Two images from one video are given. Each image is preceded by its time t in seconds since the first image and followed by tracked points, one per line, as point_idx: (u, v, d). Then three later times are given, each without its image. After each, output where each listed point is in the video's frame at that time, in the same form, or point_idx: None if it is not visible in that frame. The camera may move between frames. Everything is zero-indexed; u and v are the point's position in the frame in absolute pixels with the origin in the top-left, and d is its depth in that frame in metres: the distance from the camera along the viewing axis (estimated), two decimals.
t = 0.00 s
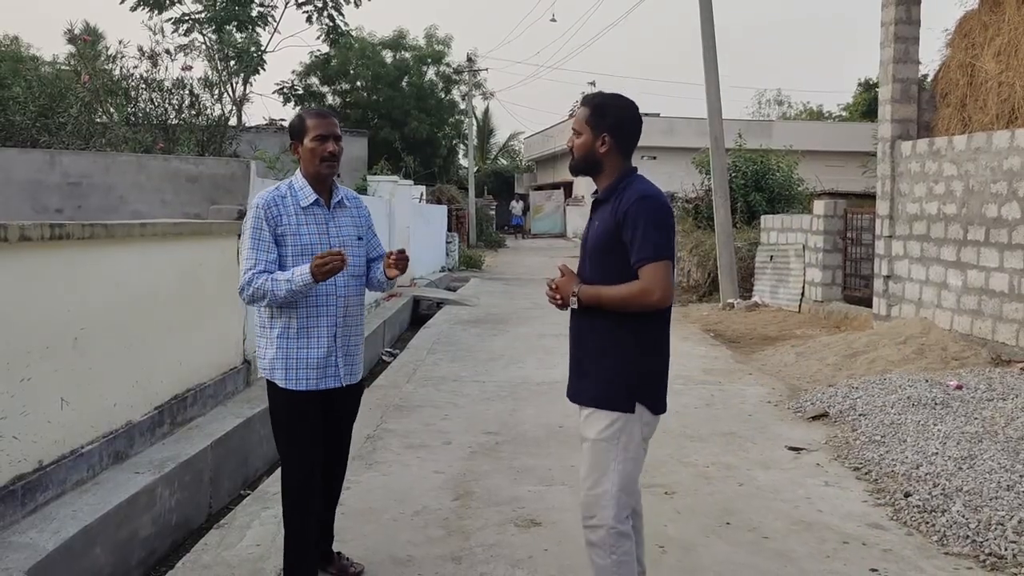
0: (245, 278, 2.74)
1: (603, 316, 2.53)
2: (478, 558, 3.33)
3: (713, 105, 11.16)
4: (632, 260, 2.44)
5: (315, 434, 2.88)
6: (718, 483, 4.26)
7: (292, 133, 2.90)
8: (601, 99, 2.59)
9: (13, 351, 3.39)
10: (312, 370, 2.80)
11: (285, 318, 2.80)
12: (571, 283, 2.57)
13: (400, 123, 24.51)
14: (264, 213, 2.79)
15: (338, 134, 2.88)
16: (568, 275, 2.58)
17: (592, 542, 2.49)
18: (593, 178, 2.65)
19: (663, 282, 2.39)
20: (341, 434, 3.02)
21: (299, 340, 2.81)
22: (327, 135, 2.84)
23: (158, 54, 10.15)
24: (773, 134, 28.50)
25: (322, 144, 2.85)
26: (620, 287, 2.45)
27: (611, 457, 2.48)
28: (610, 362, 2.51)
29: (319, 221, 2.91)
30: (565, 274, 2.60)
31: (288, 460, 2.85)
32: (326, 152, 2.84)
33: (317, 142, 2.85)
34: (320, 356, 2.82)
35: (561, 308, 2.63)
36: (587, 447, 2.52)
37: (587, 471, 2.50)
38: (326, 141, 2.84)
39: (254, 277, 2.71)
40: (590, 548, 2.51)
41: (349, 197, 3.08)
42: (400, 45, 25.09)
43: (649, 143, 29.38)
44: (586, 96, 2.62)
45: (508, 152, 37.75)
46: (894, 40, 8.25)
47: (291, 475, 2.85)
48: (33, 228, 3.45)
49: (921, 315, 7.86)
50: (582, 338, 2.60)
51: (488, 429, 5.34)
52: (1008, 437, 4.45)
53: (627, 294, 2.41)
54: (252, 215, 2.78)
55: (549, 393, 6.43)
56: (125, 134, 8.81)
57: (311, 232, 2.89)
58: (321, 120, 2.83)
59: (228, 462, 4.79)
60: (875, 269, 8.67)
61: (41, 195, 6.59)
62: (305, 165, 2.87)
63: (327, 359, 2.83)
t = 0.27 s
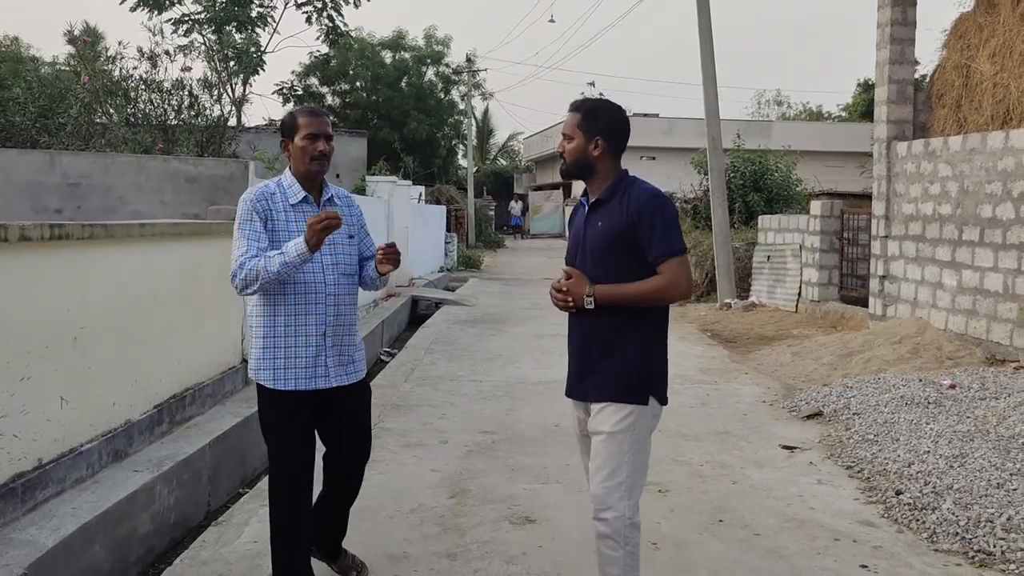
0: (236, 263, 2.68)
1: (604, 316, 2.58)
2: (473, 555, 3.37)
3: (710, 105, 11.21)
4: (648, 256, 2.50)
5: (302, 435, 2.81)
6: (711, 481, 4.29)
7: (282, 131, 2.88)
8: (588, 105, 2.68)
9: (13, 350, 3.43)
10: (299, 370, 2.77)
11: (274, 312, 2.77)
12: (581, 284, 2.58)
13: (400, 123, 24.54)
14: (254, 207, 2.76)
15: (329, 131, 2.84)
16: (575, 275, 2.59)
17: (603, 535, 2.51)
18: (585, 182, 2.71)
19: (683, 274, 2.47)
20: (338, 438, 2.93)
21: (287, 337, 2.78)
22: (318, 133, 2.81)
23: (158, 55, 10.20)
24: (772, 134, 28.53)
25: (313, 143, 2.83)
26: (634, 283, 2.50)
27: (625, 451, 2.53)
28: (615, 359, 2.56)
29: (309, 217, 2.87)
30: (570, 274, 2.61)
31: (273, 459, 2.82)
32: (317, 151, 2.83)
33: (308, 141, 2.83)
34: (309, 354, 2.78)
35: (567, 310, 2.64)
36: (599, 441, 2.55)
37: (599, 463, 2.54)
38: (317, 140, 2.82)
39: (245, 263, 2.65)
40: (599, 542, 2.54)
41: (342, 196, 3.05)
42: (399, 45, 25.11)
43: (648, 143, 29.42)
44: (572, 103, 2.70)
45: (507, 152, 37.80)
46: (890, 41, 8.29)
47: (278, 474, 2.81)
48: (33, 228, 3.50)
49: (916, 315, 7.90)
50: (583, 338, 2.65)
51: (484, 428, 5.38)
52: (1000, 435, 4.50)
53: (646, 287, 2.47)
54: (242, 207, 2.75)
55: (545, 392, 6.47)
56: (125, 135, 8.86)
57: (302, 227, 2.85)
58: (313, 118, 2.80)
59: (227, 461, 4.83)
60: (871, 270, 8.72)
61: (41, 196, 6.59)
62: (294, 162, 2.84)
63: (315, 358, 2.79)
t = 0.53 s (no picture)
0: (249, 246, 2.66)
1: (607, 316, 2.62)
2: (469, 551, 3.42)
3: (708, 106, 11.25)
4: (659, 256, 2.55)
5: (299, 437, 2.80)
6: (706, 479, 4.34)
7: (281, 133, 2.83)
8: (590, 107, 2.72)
9: (15, 348, 3.48)
10: (294, 367, 2.72)
11: (276, 305, 2.74)
12: (593, 284, 2.59)
13: (399, 123, 24.59)
14: (258, 203, 2.76)
15: (329, 133, 2.78)
16: (584, 274, 2.60)
17: (649, 534, 2.56)
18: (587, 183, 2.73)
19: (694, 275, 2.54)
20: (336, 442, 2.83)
21: (285, 332, 2.73)
22: (317, 134, 2.75)
23: (158, 55, 10.25)
24: (771, 135, 28.57)
25: (312, 144, 2.77)
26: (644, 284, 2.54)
27: (656, 449, 2.56)
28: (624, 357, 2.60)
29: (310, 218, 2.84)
30: (578, 273, 2.61)
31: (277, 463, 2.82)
32: (316, 152, 2.77)
33: (306, 142, 2.77)
34: (303, 352, 2.72)
35: (573, 309, 2.64)
36: (627, 444, 2.57)
37: (632, 467, 2.56)
38: (316, 141, 2.77)
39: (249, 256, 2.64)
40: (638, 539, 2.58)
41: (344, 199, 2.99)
42: (399, 46, 25.16)
43: (647, 143, 29.46)
44: (574, 105, 2.74)
45: (507, 152, 37.85)
46: (886, 42, 8.33)
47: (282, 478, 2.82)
48: (35, 229, 3.54)
49: (912, 315, 7.95)
50: (586, 340, 2.67)
51: (482, 427, 5.43)
52: (991, 433, 4.55)
53: (660, 286, 2.51)
54: (246, 203, 2.76)
55: (543, 391, 6.52)
56: (125, 135, 8.91)
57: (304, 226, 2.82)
58: (313, 120, 2.74)
59: (226, 458, 4.87)
60: (868, 269, 8.76)
61: (41, 197, 6.64)
62: (295, 163, 2.81)
63: (311, 357, 2.73)
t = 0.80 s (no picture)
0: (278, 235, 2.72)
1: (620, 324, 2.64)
2: (470, 547, 3.47)
3: (708, 107, 11.29)
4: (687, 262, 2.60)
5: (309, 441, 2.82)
6: (705, 477, 4.39)
7: (304, 136, 2.91)
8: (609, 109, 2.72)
9: (21, 347, 3.52)
10: (301, 368, 2.75)
11: (292, 302, 2.79)
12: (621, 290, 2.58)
13: (400, 124, 24.62)
14: (280, 202, 2.82)
15: (348, 135, 2.85)
16: (610, 278, 2.59)
17: (670, 536, 2.60)
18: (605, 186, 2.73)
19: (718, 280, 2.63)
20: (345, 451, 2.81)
21: (297, 334, 2.77)
22: (337, 136, 2.81)
23: (160, 57, 10.30)
24: (771, 135, 28.60)
25: (333, 145, 2.83)
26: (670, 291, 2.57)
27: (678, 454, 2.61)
28: (643, 361, 2.63)
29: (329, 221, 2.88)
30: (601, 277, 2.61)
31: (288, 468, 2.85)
32: (337, 153, 2.83)
33: (328, 144, 2.82)
34: (312, 356, 2.75)
35: (596, 314, 2.64)
36: (649, 448, 2.60)
37: (656, 472, 2.59)
38: (337, 142, 2.82)
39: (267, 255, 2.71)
40: (656, 540, 2.63)
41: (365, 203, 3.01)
42: (400, 46, 25.19)
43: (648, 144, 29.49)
44: (593, 106, 2.73)
45: (507, 153, 37.89)
46: (885, 43, 8.38)
47: (295, 482, 2.86)
48: (42, 230, 3.59)
49: (911, 315, 7.99)
50: (602, 343, 2.69)
51: (483, 425, 5.47)
52: (987, 432, 4.59)
53: (690, 291, 2.56)
54: (269, 202, 2.84)
55: (543, 391, 6.56)
56: (127, 136, 8.93)
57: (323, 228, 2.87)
58: (332, 123, 2.81)
59: (229, 457, 4.92)
60: (866, 270, 8.80)
61: (45, 197, 6.76)
62: (316, 164, 2.87)
63: (319, 359, 2.75)
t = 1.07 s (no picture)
0: (298, 246, 2.73)
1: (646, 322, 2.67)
2: (472, 541, 3.53)
3: (707, 108, 11.36)
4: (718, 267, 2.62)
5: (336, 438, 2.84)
6: (703, 473, 4.45)
7: (343, 133, 2.90)
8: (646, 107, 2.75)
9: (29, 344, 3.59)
10: (331, 367, 2.77)
11: (322, 302, 2.80)
12: (651, 294, 2.60)
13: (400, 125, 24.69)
14: (312, 202, 2.82)
15: (385, 132, 2.84)
16: (640, 281, 2.60)
17: (678, 538, 2.61)
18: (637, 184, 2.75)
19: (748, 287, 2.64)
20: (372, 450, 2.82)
21: (329, 334, 2.79)
22: (374, 133, 2.80)
23: (163, 58, 10.36)
24: (770, 136, 28.65)
25: (370, 144, 2.81)
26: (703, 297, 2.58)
27: (693, 457, 2.63)
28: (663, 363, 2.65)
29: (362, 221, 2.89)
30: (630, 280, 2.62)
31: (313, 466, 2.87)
32: (374, 152, 2.82)
33: (363, 141, 2.81)
34: (344, 355, 2.76)
35: (624, 315, 2.65)
36: (664, 451, 2.62)
37: (669, 474, 2.61)
38: (373, 140, 2.81)
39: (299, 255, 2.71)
40: (662, 542, 2.64)
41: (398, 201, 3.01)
42: (400, 47, 25.26)
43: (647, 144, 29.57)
44: (630, 104, 2.76)
45: (507, 153, 37.95)
46: (882, 45, 8.44)
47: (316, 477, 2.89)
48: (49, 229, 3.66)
49: (908, 314, 8.05)
50: (624, 343, 2.72)
51: (484, 423, 5.54)
52: (981, 429, 4.65)
53: (721, 297, 2.57)
54: (302, 200, 2.84)
55: (544, 389, 6.62)
56: (129, 137, 9.05)
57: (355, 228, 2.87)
58: (371, 119, 2.80)
59: (233, 454, 4.98)
60: (864, 270, 8.87)
61: (51, 198, 6.84)
62: (353, 162, 2.85)
63: (350, 359, 2.76)
